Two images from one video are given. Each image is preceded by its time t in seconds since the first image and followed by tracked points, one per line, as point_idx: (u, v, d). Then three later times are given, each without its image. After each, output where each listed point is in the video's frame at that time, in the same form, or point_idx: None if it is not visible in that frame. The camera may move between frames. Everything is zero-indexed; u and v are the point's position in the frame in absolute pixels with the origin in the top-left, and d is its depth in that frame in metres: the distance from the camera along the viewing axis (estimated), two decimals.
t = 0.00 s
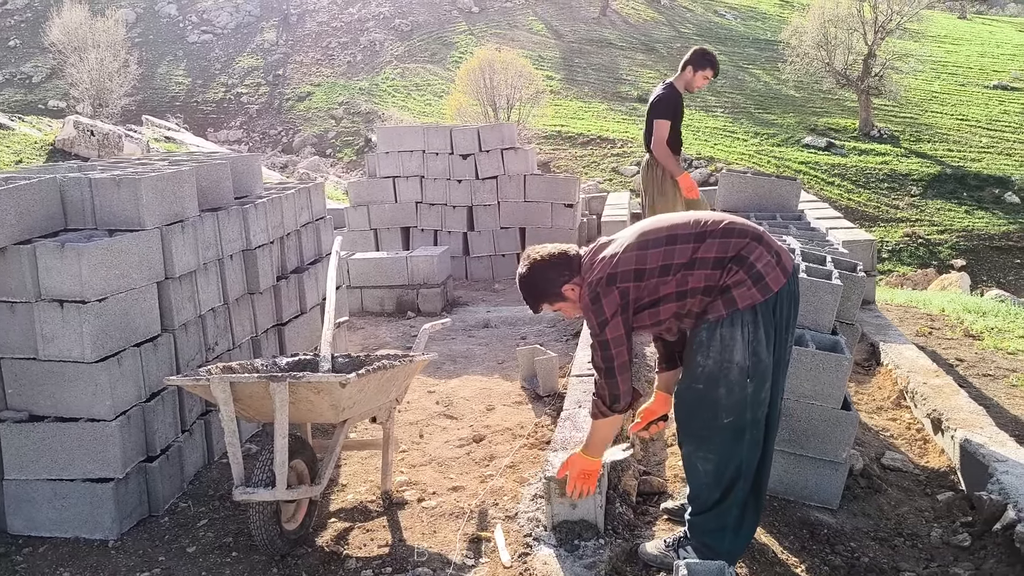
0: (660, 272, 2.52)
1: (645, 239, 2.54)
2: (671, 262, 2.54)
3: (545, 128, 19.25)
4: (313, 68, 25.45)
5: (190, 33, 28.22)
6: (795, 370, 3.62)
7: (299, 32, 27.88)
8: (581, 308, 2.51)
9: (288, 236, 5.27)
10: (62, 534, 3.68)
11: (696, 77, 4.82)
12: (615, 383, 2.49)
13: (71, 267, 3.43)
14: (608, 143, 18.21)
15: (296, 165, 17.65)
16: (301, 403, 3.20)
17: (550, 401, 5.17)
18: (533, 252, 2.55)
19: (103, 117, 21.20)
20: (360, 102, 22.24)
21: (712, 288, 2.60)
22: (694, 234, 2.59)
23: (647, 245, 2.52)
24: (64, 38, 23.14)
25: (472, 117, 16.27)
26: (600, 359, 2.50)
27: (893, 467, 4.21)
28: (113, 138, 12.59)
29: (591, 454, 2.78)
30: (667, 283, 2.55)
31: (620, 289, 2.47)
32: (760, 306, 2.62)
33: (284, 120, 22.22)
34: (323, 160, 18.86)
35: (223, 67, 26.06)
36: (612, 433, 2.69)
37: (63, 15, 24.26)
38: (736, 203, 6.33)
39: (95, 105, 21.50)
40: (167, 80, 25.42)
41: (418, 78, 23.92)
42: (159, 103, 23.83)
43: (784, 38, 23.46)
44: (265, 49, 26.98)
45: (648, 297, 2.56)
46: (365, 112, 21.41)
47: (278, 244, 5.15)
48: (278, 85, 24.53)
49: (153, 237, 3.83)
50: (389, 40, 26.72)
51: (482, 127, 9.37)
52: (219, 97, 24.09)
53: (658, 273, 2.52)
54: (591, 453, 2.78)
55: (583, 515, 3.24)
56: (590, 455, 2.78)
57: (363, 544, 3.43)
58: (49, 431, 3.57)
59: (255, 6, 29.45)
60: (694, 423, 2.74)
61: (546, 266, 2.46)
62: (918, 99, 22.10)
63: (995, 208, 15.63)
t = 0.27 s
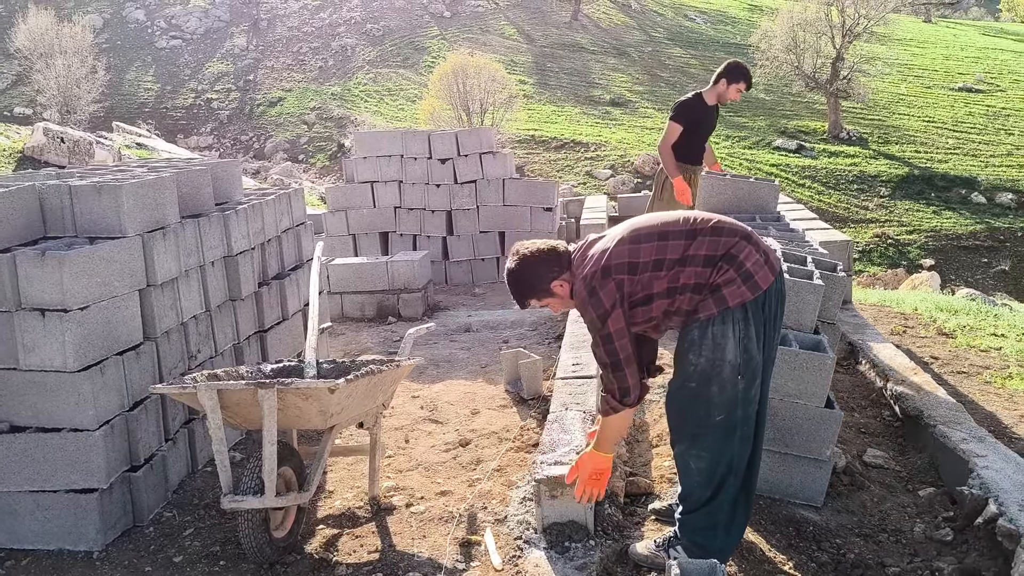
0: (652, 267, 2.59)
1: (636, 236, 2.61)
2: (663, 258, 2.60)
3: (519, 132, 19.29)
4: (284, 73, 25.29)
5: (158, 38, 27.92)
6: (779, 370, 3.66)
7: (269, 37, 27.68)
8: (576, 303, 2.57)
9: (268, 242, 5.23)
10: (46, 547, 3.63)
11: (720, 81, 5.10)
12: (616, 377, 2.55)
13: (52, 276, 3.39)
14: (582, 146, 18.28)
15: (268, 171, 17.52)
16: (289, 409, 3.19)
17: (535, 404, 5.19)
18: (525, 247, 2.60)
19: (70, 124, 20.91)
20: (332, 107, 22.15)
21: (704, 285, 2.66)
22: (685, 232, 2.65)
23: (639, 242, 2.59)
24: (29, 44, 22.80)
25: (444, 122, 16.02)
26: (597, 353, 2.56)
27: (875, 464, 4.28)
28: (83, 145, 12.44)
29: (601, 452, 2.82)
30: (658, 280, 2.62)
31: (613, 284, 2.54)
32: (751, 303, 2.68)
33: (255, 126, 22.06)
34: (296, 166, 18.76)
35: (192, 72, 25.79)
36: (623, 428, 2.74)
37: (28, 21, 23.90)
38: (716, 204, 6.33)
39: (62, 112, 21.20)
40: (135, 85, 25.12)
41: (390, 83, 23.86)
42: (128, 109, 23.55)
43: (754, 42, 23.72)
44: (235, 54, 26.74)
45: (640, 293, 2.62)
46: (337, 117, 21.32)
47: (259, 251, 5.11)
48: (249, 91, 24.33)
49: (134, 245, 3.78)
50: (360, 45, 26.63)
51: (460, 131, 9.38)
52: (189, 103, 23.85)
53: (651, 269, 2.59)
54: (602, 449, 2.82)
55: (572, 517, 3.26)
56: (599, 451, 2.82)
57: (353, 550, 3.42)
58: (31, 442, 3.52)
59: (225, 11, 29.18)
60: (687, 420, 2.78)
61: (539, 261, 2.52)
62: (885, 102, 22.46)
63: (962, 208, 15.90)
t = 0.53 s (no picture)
0: (635, 265, 2.64)
1: (619, 236, 2.66)
2: (646, 257, 2.65)
3: (493, 134, 19.30)
4: (256, 76, 25.09)
5: (127, 42, 27.57)
6: (762, 368, 3.71)
7: (240, 39, 27.43)
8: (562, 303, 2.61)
9: (248, 247, 5.19)
10: (29, 556, 3.59)
11: (771, 100, 5.47)
12: (612, 370, 2.59)
13: (32, 282, 3.35)
14: (556, 148, 18.34)
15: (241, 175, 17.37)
16: (276, 413, 3.18)
17: (519, 406, 5.20)
18: (510, 251, 2.66)
19: (37, 129, 20.59)
20: (305, 110, 22.02)
21: (687, 283, 2.70)
22: (666, 231, 2.70)
23: (621, 241, 2.64)
24: None
25: (420, 125, 15.73)
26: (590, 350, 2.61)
27: (855, 460, 4.35)
28: (54, 149, 12.29)
29: (614, 445, 2.87)
30: (642, 278, 2.66)
31: (598, 282, 2.58)
32: (734, 299, 2.73)
33: (226, 130, 21.86)
34: (269, 170, 18.63)
35: (162, 76, 25.46)
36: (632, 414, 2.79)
37: None
38: (695, 205, 5.87)
39: (28, 116, 20.87)
40: (104, 89, 24.78)
41: (364, 85, 23.76)
42: (97, 113, 23.23)
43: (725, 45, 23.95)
44: (206, 57, 26.46)
45: (625, 292, 2.67)
46: (310, 120, 21.21)
47: (239, 255, 5.07)
48: (220, 94, 24.10)
49: (115, 250, 3.74)
50: (333, 47, 26.49)
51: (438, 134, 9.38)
52: (159, 107, 23.56)
53: (633, 267, 2.64)
54: (615, 445, 2.88)
55: (561, 517, 3.28)
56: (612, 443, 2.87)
57: (341, 554, 3.41)
58: (11, 451, 3.48)
59: (194, 13, 28.87)
60: (675, 416, 2.83)
61: (524, 265, 2.55)
62: (855, 103, 22.77)
63: (931, 207, 16.17)
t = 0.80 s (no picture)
0: (624, 258, 2.67)
1: (608, 231, 2.69)
2: (634, 251, 2.68)
3: (474, 136, 19.30)
4: (234, 78, 24.92)
5: (103, 44, 27.26)
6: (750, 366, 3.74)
7: (218, 41, 27.23)
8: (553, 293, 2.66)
9: (234, 248, 5.16)
10: (17, 562, 3.56)
11: (789, 107, 5.46)
12: (603, 359, 2.63)
13: (18, 285, 3.31)
14: (537, 150, 18.36)
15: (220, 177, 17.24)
16: (267, 415, 3.18)
17: (508, 406, 5.20)
18: (503, 241, 2.71)
19: (11, 132, 20.31)
20: (284, 112, 21.91)
21: (675, 278, 2.72)
22: (655, 227, 2.73)
23: (610, 236, 2.68)
24: None
25: (399, 126, 15.66)
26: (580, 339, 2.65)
27: (842, 455, 4.40)
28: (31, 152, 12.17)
29: (606, 429, 2.90)
30: (631, 273, 2.70)
31: (587, 273, 2.62)
32: (721, 296, 2.75)
33: (204, 132, 21.69)
34: (248, 172, 18.51)
35: (139, 78, 25.19)
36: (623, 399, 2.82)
37: None
38: (679, 204, 5.82)
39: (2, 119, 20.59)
40: (79, 91, 24.49)
41: (343, 87, 23.68)
42: (72, 116, 22.95)
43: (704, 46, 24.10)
44: (183, 59, 26.21)
45: (614, 285, 2.70)
46: (290, 123, 21.10)
47: (225, 257, 5.04)
48: (198, 96, 23.90)
49: (101, 252, 3.71)
50: (311, 49, 26.37)
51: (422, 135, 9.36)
52: (136, 109, 23.32)
53: (622, 260, 2.67)
54: (606, 428, 2.91)
55: (554, 516, 3.29)
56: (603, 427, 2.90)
57: (333, 556, 3.42)
58: None
59: (172, 15, 28.61)
60: (664, 412, 2.87)
61: (515, 254, 2.62)
62: (832, 103, 23.00)
63: (908, 206, 16.34)
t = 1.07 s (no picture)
0: (621, 253, 2.72)
1: (605, 227, 2.75)
2: (630, 247, 2.73)
3: (464, 138, 19.30)
4: (223, 80, 24.83)
5: (90, 46, 27.12)
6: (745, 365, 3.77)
7: (206, 43, 27.13)
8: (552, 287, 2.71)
9: (228, 250, 5.15)
10: (11, 565, 3.54)
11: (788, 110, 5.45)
12: (602, 351, 2.67)
13: (13, 286, 3.30)
14: (527, 152, 18.38)
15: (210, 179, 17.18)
16: (265, 416, 3.18)
17: (502, 406, 5.21)
18: (503, 238, 2.76)
19: None
20: (274, 115, 21.86)
21: (671, 275, 2.77)
22: (651, 224, 2.78)
23: (608, 232, 2.73)
24: None
25: (389, 128, 15.65)
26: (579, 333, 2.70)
27: (835, 454, 4.43)
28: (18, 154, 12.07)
29: (601, 415, 2.93)
30: (627, 268, 2.75)
31: (585, 268, 2.67)
32: (716, 293, 2.79)
33: (193, 134, 21.61)
34: (237, 175, 18.45)
35: (127, 80, 25.06)
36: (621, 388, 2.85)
37: None
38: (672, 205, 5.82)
39: None
40: (67, 94, 24.35)
41: (333, 89, 23.64)
42: (60, 119, 22.81)
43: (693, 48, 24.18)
44: (171, 61, 26.08)
45: (611, 280, 2.75)
46: (279, 125, 21.06)
47: (219, 258, 5.03)
48: (187, 98, 23.80)
49: (96, 254, 3.70)
50: (301, 51, 26.33)
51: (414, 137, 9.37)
52: (124, 111, 23.20)
53: (619, 256, 2.72)
54: (602, 414, 2.94)
55: (551, 515, 3.30)
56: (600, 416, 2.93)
57: (330, 557, 3.42)
58: None
59: (159, 18, 28.49)
60: (661, 408, 2.89)
61: (515, 251, 2.68)
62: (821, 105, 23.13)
63: (896, 208, 16.43)
